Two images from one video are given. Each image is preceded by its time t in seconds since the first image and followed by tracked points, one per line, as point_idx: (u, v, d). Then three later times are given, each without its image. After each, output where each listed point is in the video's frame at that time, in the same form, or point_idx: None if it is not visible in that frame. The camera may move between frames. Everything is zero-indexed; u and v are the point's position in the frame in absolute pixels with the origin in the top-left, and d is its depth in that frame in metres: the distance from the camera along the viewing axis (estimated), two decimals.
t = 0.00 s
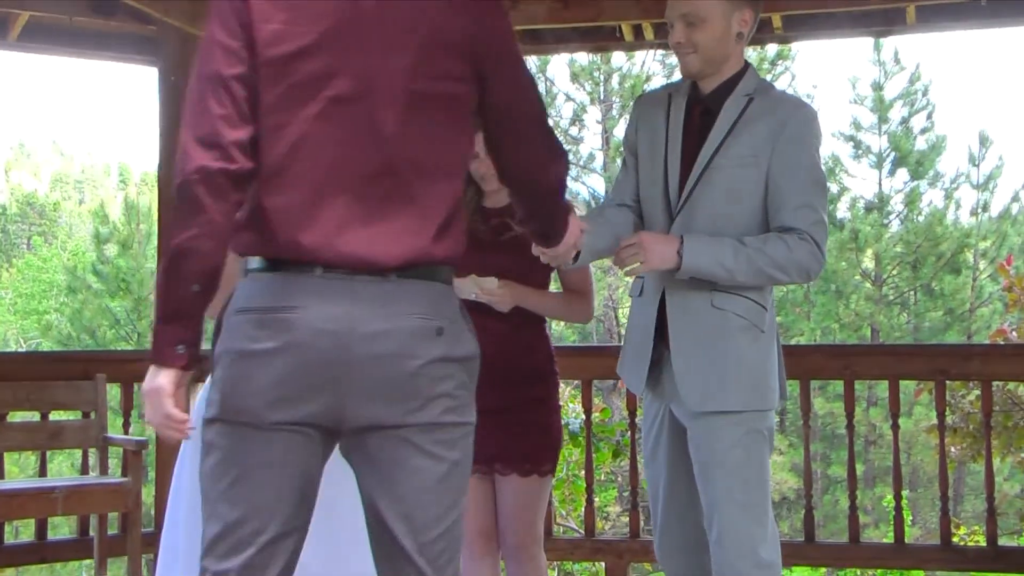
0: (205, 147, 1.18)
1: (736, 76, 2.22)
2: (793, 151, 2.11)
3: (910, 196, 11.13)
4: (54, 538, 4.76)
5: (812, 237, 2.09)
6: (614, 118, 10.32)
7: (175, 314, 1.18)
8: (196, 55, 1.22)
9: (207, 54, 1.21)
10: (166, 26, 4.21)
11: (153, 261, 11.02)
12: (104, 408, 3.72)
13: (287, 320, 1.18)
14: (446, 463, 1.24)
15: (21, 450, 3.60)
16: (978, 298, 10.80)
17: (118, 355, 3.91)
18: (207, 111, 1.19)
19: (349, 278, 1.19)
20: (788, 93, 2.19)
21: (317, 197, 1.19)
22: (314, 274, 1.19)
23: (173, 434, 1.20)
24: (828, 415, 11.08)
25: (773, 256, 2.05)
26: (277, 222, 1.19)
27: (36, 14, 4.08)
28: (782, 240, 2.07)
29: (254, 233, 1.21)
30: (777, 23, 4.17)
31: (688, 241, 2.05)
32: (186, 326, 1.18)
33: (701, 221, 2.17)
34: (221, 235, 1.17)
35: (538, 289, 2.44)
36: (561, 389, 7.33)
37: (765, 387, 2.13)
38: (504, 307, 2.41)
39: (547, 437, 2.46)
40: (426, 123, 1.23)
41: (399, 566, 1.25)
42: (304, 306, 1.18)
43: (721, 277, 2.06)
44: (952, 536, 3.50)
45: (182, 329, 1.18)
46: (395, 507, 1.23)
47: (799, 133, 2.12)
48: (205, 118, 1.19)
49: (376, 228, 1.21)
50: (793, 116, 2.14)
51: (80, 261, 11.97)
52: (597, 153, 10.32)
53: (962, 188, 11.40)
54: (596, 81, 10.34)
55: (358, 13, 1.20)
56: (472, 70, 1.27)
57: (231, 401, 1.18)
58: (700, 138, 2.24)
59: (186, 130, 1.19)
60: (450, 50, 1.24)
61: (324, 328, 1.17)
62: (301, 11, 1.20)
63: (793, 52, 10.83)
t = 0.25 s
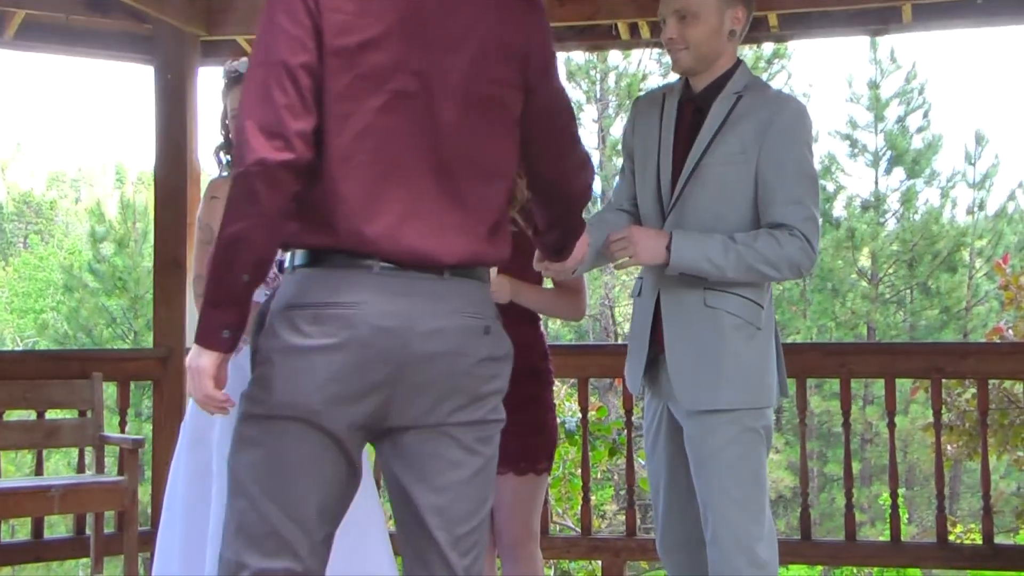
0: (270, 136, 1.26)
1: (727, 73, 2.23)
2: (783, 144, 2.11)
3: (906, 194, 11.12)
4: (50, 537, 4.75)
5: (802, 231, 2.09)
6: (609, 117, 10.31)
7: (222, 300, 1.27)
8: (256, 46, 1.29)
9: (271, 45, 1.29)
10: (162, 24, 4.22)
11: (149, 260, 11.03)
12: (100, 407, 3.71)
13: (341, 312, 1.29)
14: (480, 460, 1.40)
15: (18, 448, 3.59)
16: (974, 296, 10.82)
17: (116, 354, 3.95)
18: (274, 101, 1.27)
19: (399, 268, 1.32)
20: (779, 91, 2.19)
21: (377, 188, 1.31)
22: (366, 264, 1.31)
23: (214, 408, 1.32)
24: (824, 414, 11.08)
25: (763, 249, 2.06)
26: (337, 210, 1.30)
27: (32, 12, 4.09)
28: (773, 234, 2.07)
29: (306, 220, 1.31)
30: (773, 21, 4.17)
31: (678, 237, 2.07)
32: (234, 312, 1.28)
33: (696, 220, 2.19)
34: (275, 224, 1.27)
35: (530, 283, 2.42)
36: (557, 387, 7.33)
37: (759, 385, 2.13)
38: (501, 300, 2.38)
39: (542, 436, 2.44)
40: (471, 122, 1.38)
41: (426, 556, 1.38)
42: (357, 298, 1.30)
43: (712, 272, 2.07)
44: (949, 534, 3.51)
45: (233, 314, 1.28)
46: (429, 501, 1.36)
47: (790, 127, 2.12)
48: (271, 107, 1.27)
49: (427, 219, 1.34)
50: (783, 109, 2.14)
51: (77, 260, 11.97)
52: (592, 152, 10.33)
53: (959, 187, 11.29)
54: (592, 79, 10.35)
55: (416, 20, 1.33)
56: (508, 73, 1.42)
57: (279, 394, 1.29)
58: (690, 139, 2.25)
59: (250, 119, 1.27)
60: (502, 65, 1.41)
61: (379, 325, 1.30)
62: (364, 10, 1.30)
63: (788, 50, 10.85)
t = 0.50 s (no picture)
0: (307, 135, 1.30)
1: (723, 69, 2.24)
2: (777, 139, 2.11)
3: (903, 194, 11.14)
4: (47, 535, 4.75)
5: (797, 226, 2.09)
6: (608, 116, 10.27)
7: (260, 299, 1.31)
8: (292, 44, 1.34)
9: (304, 44, 1.33)
10: (160, 22, 4.21)
11: (146, 259, 11.01)
12: (98, 407, 3.71)
13: (370, 314, 1.34)
14: (499, 458, 1.45)
15: (15, 447, 3.59)
16: (972, 296, 10.84)
17: (112, 353, 3.95)
18: (308, 103, 1.31)
19: (425, 269, 1.37)
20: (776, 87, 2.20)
21: (405, 192, 1.36)
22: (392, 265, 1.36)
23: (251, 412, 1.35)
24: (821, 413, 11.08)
25: (757, 244, 2.06)
26: (369, 210, 1.35)
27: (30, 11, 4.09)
28: (768, 229, 2.08)
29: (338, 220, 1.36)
30: (771, 20, 4.18)
31: (670, 232, 2.09)
32: (272, 313, 1.32)
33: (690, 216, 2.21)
34: (311, 222, 1.30)
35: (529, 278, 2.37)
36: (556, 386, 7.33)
37: (760, 384, 2.13)
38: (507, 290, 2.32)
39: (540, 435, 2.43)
40: (500, 127, 1.42)
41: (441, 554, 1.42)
42: (386, 299, 1.34)
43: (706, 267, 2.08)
44: (946, 533, 3.51)
45: (270, 317, 1.32)
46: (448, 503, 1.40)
47: (785, 121, 2.13)
48: (306, 107, 1.31)
49: (454, 223, 1.38)
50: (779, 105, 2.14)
51: (74, 259, 11.97)
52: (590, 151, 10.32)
53: (956, 185, 11.37)
54: (589, 78, 10.35)
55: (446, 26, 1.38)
56: (538, 80, 1.46)
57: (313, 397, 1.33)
58: (687, 137, 2.28)
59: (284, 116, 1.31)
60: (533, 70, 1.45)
61: (405, 326, 1.35)
62: (398, 15, 1.35)
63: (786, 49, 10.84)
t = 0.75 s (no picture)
0: (336, 139, 1.35)
1: (714, 66, 2.35)
2: (755, 130, 2.20)
3: (903, 190, 11.11)
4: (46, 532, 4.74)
5: (776, 216, 2.17)
6: (606, 113, 10.28)
7: (298, 308, 1.34)
8: (320, 49, 1.39)
9: (333, 48, 1.38)
10: (159, 20, 4.22)
11: (144, 256, 11.00)
12: (96, 404, 3.70)
13: (387, 317, 1.38)
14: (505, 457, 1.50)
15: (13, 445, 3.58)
16: (971, 292, 10.84)
17: (109, 351, 3.95)
18: (337, 105, 1.36)
19: (443, 272, 1.41)
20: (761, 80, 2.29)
21: (428, 194, 1.41)
22: (412, 269, 1.40)
23: (278, 421, 1.37)
24: (820, 410, 11.07)
25: (733, 233, 2.15)
26: (392, 208, 1.39)
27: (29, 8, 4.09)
28: (745, 218, 2.17)
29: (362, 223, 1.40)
30: (769, 18, 4.19)
31: (648, 222, 2.21)
32: (307, 322, 1.34)
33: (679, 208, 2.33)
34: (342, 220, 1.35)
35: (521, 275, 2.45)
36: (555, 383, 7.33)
37: (752, 379, 2.19)
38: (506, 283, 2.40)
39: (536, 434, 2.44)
40: (517, 132, 1.48)
41: (456, 553, 1.47)
42: (402, 302, 1.39)
43: (684, 255, 2.18)
44: (944, 529, 3.51)
45: (303, 323, 1.34)
46: (460, 498, 1.46)
47: (765, 112, 2.21)
48: (335, 110, 1.36)
49: (474, 226, 1.44)
50: (755, 97, 2.22)
51: (73, 257, 11.95)
52: (589, 148, 10.32)
53: (955, 182, 11.38)
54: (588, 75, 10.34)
55: (469, 30, 1.45)
56: (551, 86, 1.52)
57: (338, 399, 1.37)
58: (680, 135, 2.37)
59: (315, 119, 1.36)
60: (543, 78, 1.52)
61: (423, 329, 1.39)
62: (425, 19, 1.42)
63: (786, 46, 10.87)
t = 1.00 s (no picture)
0: (348, 126, 1.35)
1: (700, 70, 2.39)
2: (722, 130, 2.24)
3: (901, 189, 11.13)
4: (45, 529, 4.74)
5: (735, 214, 2.20)
6: (605, 111, 10.27)
7: (292, 296, 1.34)
8: (333, 37, 1.39)
9: (349, 34, 1.37)
10: (157, 17, 4.21)
11: (142, 254, 11.00)
12: (95, 401, 3.70)
13: (405, 312, 1.36)
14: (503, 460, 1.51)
15: (11, 442, 3.58)
16: (969, 290, 10.84)
17: (108, 348, 3.94)
18: (351, 93, 1.35)
19: (457, 265, 1.40)
20: (737, 79, 2.32)
21: (443, 185, 1.40)
22: (427, 261, 1.39)
23: (277, 409, 1.36)
24: (819, 408, 11.08)
25: (692, 232, 2.20)
26: (408, 198, 1.38)
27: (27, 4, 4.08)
28: (704, 217, 2.21)
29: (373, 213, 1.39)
30: (767, 16, 4.19)
31: (620, 223, 2.27)
32: (304, 308, 1.35)
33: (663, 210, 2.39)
34: (350, 212, 1.35)
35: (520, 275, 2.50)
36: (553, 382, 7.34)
37: (722, 373, 2.24)
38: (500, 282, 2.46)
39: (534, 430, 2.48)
40: (523, 125, 1.49)
41: (457, 554, 1.47)
42: (418, 297, 1.37)
43: (650, 254, 2.24)
44: (942, 527, 3.51)
45: (299, 311, 1.35)
46: (466, 498, 1.46)
47: (730, 113, 2.25)
48: (348, 98, 1.36)
49: (487, 219, 1.43)
50: (721, 98, 2.27)
51: (72, 254, 11.94)
52: (588, 146, 10.31)
53: (954, 181, 11.37)
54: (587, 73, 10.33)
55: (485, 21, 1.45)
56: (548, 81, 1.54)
57: (348, 391, 1.35)
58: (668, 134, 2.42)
59: (328, 107, 1.36)
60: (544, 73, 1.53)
61: (439, 325, 1.38)
62: (444, 9, 1.42)
63: (784, 45, 10.89)
